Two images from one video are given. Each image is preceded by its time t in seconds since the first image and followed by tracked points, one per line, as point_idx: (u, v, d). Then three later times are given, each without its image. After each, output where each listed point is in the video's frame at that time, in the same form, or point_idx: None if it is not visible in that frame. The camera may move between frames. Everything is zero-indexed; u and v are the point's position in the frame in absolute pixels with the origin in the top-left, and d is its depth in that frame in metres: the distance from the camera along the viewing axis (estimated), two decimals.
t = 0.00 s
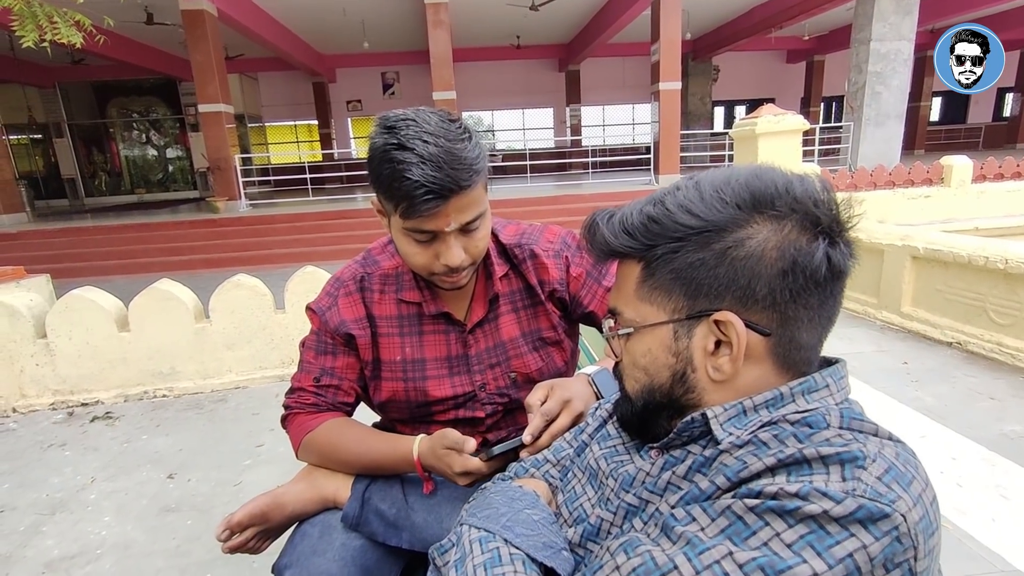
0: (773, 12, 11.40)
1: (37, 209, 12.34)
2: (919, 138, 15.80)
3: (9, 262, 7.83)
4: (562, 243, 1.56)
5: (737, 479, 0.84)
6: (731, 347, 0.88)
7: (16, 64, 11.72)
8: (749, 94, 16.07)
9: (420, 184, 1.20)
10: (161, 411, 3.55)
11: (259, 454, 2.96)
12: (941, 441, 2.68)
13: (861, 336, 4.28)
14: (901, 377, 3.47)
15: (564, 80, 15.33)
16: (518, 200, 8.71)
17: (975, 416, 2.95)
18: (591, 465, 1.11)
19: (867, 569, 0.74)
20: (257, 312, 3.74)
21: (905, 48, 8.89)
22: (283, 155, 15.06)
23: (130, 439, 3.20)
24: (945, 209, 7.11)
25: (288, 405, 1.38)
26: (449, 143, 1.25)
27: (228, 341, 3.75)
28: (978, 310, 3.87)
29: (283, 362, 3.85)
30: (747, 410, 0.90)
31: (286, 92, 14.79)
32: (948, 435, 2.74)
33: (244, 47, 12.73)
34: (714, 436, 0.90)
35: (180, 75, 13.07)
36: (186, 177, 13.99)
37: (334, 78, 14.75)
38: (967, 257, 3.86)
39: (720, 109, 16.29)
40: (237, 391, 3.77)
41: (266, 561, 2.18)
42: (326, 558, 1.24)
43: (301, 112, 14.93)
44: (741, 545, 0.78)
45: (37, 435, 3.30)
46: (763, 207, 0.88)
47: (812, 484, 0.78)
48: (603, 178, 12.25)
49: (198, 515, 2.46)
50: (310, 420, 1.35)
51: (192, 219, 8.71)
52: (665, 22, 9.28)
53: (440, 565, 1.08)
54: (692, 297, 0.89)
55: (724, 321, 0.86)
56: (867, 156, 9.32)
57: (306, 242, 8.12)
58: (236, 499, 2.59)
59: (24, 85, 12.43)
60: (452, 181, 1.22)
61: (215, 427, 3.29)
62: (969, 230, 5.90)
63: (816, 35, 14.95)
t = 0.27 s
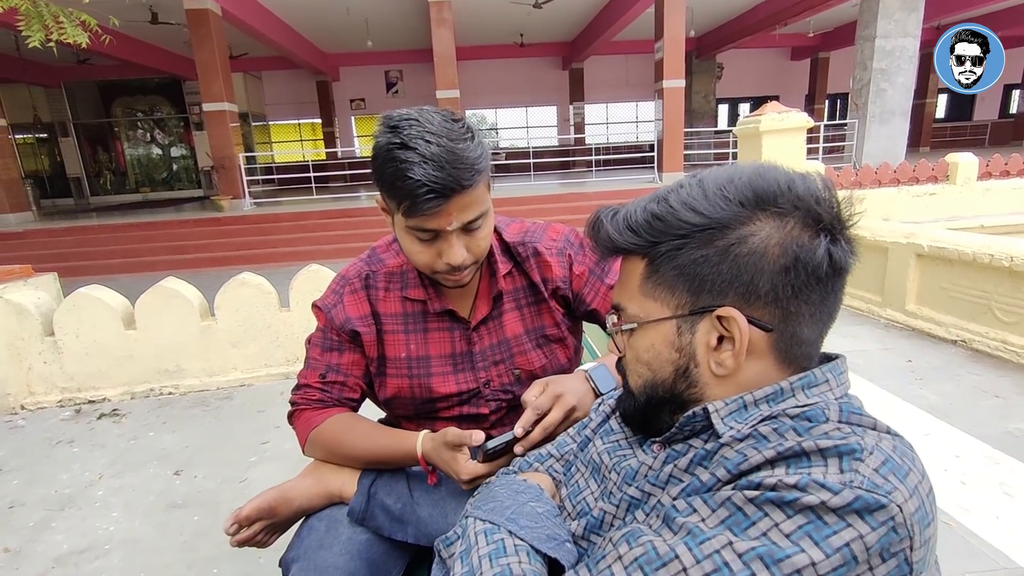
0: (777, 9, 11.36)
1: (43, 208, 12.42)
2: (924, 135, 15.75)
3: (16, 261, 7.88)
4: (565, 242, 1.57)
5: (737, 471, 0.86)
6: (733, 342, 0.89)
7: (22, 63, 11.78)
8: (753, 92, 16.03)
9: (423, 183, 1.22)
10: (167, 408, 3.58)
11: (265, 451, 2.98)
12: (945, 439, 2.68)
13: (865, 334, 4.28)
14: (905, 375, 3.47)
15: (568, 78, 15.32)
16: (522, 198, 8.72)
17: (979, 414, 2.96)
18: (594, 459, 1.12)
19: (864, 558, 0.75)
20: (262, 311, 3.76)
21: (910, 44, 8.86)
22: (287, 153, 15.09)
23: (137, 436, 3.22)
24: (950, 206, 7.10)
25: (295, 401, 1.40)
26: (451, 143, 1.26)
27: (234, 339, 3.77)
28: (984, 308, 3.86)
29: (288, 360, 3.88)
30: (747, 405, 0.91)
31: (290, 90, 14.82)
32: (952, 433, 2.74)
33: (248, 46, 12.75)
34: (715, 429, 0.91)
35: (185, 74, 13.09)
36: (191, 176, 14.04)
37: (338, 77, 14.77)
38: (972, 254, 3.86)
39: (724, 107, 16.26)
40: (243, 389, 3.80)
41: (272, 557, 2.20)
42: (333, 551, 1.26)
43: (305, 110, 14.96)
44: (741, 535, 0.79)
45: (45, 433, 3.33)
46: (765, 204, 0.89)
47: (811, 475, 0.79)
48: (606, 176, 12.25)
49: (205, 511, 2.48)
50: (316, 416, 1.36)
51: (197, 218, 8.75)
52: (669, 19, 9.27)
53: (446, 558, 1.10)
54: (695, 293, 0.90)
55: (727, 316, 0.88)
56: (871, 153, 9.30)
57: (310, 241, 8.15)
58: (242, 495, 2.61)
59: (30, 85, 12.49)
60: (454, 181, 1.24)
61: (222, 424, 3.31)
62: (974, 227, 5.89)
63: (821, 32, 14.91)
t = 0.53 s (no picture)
0: (783, 6, 11.32)
1: (51, 206, 12.50)
2: (932, 133, 15.66)
3: (24, 258, 7.94)
4: (572, 235, 1.58)
5: (740, 453, 0.88)
6: (751, 329, 0.91)
7: (30, 62, 11.86)
8: (759, 90, 15.98)
9: (430, 178, 1.23)
10: (175, 403, 3.61)
11: (272, 445, 3.01)
12: (950, 436, 2.68)
13: (870, 332, 4.27)
14: (911, 373, 3.47)
15: (573, 76, 15.31)
16: (527, 196, 8.72)
17: (985, 412, 2.95)
18: (600, 449, 1.13)
19: (864, 532, 0.77)
20: (269, 307, 3.79)
21: (917, 42, 8.82)
22: (292, 151, 15.14)
23: (146, 430, 3.26)
24: (957, 204, 7.07)
25: (304, 393, 1.42)
26: (458, 138, 1.27)
27: (241, 335, 3.79)
28: (991, 306, 3.85)
29: (294, 356, 3.90)
30: (752, 391, 0.93)
31: (295, 89, 14.86)
32: (958, 430, 2.74)
33: (254, 45, 12.79)
34: (720, 415, 0.93)
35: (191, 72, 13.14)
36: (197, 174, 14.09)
37: (343, 75, 14.80)
38: (979, 252, 3.85)
39: (730, 104, 16.22)
40: (250, 384, 3.83)
41: (280, 549, 2.22)
42: (341, 541, 1.28)
43: (310, 108, 15.00)
44: (743, 512, 0.81)
45: (56, 427, 3.37)
46: (797, 196, 0.88)
47: (811, 453, 0.81)
48: (611, 174, 12.23)
49: (213, 505, 2.51)
50: (325, 407, 1.38)
51: (203, 215, 8.79)
52: (674, 17, 9.25)
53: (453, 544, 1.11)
54: (718, 277, 0.90)
55: (747, 302, 0.89)
56: (878, 151, 9.26)
57: (316, 238, 8.18)
58: (250, 489, 2.64)
59: (38, 83, 12.58)
60: (461, 175, 1.25)
61: (229, 420, 3.34)
62: (982, 225, 5.86)
63: (827, 29, 14.84)
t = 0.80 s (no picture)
0: (790, 4, 11.27)
1: (59, 204, 12.57)
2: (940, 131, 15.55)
3: (33, 255, 7.99)
4: (578, 230, 1.58)
5: (750, 439, 0.89)
6: (775, 324, 0.93)
7: (38, 60, 11.93)
8: (766, 88, 15.92)
9: (437, 172, 1.24)
10: (182, 399, 3.63)
11: (278, 441, 3.02)
12: (958, 435, 2.67)
13: (877, 331, 4.26)
14: (917, 372, 3.46)
15: (578, 74, 15.28)
16: (533, 194, 8.72)
17: (992, 411, 2.94)
18: (607, 438, 1.14)
19: (882, 529, 0.78)
20: (276, 303, 3.81)
21: (926, 39, 8.77)
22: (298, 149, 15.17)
23: (154, 425, 3.28)
24: (966, 202, 7.02)
25: (311, 386, 1.43)
26: (466, 132, 1.28)
27: (248, 331, 3.82)
28: (998, 305, 3.83)
29: (301, 352, 3.92)
30: (760, 379, 0.95)
31: (301, 87, 14.90)
32: (965, 429, 2.72)
33: (260, 43, 12.82)
34: (728, 402, 0.96)
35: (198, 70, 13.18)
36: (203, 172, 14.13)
37: (349, 73, 14.82)
38: (987, 250, 3.84)
39: (736, 103, 16.15)
40: (256, 380, 3.85)
41: (287, 543, 2.23)
42: (349, 533, 1.29)
43: (316, 106, 15.03)
44: (767, 528, 0.80)
45: (65, 421, 3.40)
46: (853, 203, 0.89)
47: (824, 448, 0.82)
48: (616, 173, 12.21)
49: (220, 499, 2.52)
50: (333, 400, 1.39)
51: (210, 213, 8.83)
52: (681, 15, 9.22)
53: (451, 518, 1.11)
54: (753, 268, 0.91)
55: (777, 298, 0.91)
56: (886, 150, 9.21)
57: (322, 236, 8.20)
58: (256, 483, 2.65)
59: (46, 81, 12.66)
60: (468, 169, 1.25)
61: (236, 415, 3.36)
62: (990, 224, 5.82)
63: (835, 27, 14.76)
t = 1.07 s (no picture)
0: (796, 3, 11.22)
1: (66, 202, 12.65)
2: (947, 131, 15.47)
3: (39, 252, 8.03)
4: (583, 228, 1.58)
5: (752, 435, 0.89)
6: (764, 327, 0.92)
7: (45, 59, 12.00)
8: (772, 87, 15.87)
9: (446, 168, 1.24)
10: (188, 396, 3.65)
11: (283, 438, 3.03)
12: (963, 435, 2.66)
13: (883, 331, 4.24)
14: (924, 372, 3.44)
15: (583, 74, 15.27)
16: (537, 193, 8.72)
17: (999, 411, 2.93)
18: (612, 435, 1.14)
19: (883, 520, 0.78)
20: (281, 301, 3.82)
21: (933, 38, 8.72)
22: (303, 148, 15.21)
23: (160, 422, 3.30)
24: (973, 202, 6.97)
25: (317, 383, 1.43)
26: (474, 130, 1.28)
27: (253, 329, 3.83)
28: (1005, 305, 3.81)
29: (305, 350, 3.93)
30: (765, 378, 0.94)
31: (307, 85, 14.93)
32: (971, 429, 2.71)
33: (266, 42, 12.86)
34: (731, 399, 0.96)
35: (204, 69, 13.22)
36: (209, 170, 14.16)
37: (354, 72, 14.84)
38: (994, 250, 3.82)
39: (741, 102, 16.10)
40: (261, 378, 3.86)
41: (291, 540, 2.24)
42: (354, 528, 1.30)
43: (321, 105, 15.07)
44: (765, 512, 0.81)
45: (72, 418, 3.42)
46: (848, 205, 0.88)
47: (827, 444, 0.83)
48: (621, 172, 12.19)
49: (226, 495, 2.54)
50: (338, 397, 1.40)
51: (215, 212, 8.86)
52: (686, 13, 9.20)
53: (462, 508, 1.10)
54: (744, 272, 0.91)
55: (767, 302, 0.90)
56: (892, 149, 9.17)
57: (327, 235, 8.22)
58: (261, 480, 2.66)
59: (53, 80, 12.72)
60: (476, 166, 1.26)
61: (241, 412, 3.38)
62: (997, 223, 5.79)
63: (841, 26, 14.70)
